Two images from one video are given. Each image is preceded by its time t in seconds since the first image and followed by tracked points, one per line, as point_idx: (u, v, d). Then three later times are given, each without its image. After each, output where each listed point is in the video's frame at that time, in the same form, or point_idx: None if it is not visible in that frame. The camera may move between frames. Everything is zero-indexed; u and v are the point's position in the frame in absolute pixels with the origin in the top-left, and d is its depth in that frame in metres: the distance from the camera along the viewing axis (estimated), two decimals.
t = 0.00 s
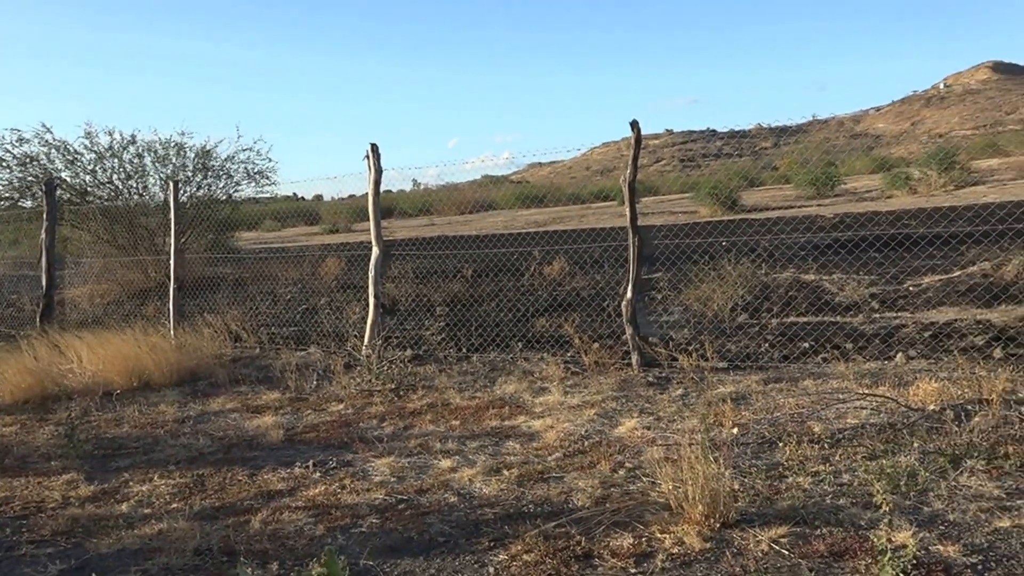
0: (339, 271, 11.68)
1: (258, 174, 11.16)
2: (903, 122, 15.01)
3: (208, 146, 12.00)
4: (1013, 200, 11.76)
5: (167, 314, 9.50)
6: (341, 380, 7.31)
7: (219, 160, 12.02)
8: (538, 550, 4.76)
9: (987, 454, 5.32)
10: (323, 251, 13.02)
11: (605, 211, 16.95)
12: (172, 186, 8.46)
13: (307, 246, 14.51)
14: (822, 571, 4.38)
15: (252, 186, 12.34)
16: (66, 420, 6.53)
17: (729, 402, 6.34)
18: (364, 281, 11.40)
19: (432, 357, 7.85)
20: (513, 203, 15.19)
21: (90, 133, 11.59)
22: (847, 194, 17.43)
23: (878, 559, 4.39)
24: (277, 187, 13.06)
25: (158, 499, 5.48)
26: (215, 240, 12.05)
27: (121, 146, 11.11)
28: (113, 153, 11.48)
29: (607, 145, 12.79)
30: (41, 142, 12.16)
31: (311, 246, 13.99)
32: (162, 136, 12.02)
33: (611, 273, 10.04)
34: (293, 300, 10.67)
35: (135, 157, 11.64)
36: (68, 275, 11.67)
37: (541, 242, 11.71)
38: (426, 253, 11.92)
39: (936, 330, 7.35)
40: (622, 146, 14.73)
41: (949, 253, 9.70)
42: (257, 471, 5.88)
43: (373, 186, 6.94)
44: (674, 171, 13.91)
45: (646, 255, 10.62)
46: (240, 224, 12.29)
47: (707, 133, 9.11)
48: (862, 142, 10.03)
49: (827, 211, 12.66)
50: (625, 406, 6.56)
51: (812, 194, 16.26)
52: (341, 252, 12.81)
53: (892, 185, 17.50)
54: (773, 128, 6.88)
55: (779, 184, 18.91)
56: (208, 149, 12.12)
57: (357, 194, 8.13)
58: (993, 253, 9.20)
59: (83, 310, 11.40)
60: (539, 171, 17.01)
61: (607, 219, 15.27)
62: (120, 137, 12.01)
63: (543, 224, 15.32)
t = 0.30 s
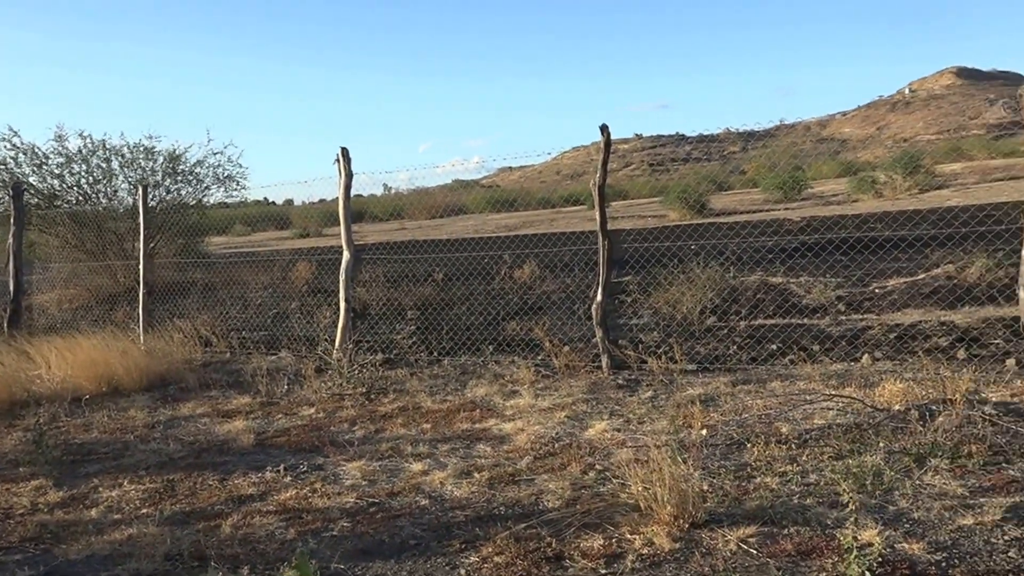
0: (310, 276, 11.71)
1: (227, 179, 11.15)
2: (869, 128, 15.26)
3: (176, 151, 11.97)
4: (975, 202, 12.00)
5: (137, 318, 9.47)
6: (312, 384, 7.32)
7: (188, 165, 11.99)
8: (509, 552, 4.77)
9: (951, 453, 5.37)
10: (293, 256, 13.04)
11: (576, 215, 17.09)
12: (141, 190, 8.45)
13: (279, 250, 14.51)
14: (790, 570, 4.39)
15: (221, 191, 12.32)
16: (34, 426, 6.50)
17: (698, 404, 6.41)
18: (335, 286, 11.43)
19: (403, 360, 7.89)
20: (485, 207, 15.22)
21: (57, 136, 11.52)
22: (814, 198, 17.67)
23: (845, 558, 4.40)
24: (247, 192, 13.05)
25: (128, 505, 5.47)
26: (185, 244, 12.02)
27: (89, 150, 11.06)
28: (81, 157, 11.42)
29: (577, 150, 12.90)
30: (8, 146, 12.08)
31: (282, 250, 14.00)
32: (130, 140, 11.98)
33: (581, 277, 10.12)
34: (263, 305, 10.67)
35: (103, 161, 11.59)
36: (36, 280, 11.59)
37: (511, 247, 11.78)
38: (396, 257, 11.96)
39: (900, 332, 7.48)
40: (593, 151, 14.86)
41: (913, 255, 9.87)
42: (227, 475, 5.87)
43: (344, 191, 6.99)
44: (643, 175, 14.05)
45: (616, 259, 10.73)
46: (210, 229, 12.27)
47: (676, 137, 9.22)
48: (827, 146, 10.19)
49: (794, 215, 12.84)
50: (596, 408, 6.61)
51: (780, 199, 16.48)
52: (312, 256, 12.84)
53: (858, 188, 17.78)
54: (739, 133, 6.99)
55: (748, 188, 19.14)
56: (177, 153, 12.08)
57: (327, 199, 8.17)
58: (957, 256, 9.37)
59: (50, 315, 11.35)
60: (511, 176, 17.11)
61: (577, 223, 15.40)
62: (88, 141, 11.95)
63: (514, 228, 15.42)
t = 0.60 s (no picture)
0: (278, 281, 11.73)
1: (194, 184, 11.13)
2: (833, 132, 15.49)
3: (142, 156, 11.91)
4: (934, 205, 12.23)
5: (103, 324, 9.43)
6: (280, 389, 7.32)
7: (154, 170, 11.96)
8: (477, 554, 4.77)
9: (913, 451, 5.40)
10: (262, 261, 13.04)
11: (545, 219, 17.21)
12: (106, 195, 8.42)
13: (247, 255, 14.47)
14: (755, 570, 4.39)
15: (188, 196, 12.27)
16: None
17: (665, 406, 6.46)
18: (303, 291, 11.45)
19: (371, 364, 7.93)
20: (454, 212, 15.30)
21: (21, 141, 11.44)
22: (780, 202, 17.91)
23: (810, 556, 4.41)
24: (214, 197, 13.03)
25: (94, 511, 5.43)
26: (152, 249, 11.97)
27: (53, 155, 10.99)
28: (46, 161, 11.34)
29: (546, 155, 13.00)
30: None
31: (251, 255, 13.99)
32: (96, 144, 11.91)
33: (550, 280, 10.19)
34: (230, 310, 10.66)
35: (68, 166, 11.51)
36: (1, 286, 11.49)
37: (479, 251, 11.84)
38: (366, 261, 11.98)
39: (863, 333, 7.60)
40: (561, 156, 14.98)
41: (875, 257, 10.03)
42: (195, 481, 5.85)
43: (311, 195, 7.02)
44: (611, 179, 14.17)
45: (583, 262, 10.81)
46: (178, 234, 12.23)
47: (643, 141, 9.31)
48: (791, 150, 10.33)
49: (760, 218, 13.00)
50: (563, 411, 6.66)
51: (746, 202, 16.69)
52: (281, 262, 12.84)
53: (823, 192, 18.06)
54: (703, 137, 7.09)
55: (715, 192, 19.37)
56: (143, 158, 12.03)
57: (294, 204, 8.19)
58: (918, 258, 9.53)
59: (16, 321, 11.30)
60: (480, 180, 17.18)
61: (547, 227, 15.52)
62: (52, 145, 11.87)
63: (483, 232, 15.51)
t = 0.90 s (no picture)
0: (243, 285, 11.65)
1: (157, 187, 11.00)
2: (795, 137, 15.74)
3: (104, 159, 11.76)
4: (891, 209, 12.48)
5: (63, 329, 9.31)
6: (245, 394, 7.28)
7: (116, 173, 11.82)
8: (443, 557, 4.77)
9: (872, 451, 5.51)
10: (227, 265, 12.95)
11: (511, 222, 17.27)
12: (66, 199, 8.32)
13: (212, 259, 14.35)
14: (718, 569, 4.44)
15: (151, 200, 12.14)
16: None
17: (629, 408, 6.52)
18: (268, 295, 11.38)
19: (337, 368, 7.92)
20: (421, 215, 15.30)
21: None
22: (743, 206, 18.14)
23: (771, 555, 4.47)
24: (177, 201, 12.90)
25: (53, 519, 5.36)
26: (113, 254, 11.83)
27: (11, 158, 10.81)
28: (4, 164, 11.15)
29: (512, 159, 13.05)
30: None
31: (216, 260, 13.87)
32: (56, 147, 11.74)
33: (516, 284, 10.24)
34: (194, 314, 10.57)
35: (27, 169, 11.33)
36: None
37: (445, 254, 11.86)
38: (333, 265, 11.95)
39: (823, 335, 7.74)
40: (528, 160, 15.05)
41: (835, 260, 10.21)
42: (157, 487, 5.79)
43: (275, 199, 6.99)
44: (576, 183, 14.27)
45: (549, 266, 10.88)
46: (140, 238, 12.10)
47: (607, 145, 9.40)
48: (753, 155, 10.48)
49: (723, 222, 13.16)
50: (529, 414, 6.69)
51: (710, 206, 16.88)
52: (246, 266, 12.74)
53: (785, 196, 18.32)
54: (667, 142, 7.17)
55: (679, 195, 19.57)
56: (105, 161, 11.87)
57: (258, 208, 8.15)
58: (877, 261, 9.71)
59: None
60: (447, 183, 17.20)
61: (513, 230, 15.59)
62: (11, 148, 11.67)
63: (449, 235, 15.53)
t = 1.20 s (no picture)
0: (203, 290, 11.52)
1: (114, 190, 10.83)
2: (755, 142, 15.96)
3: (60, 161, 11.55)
4: (847, 212, 12.70)
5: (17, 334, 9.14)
6: (205, 399, 7.21)
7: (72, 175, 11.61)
8: (406, 562, 4.75)
9: (829, 450, 5.61)
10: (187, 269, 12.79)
11: (475, 225, 17.29)
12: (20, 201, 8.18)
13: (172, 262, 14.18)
14: (679, 569, 4.48)
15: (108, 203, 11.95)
16: None
17: (592, 410, 6.56)
18: (229, 299, 11.27)
19: (299, 372, 7.88)
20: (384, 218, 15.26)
21: None
22: (703, 210, 18.35)
23: (731, 554, 4.52)
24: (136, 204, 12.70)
25: (6, 529, 5.26)
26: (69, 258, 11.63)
27: None
28: None
29: (476, 163, 13.07)
30: None
31: (176, 264, 13.70)
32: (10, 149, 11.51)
33: (479, 287, 10.25)
34: (153, 319, 10.43)
35: None
36: None
37: (407, 257, 11.83)
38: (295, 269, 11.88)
39: (782, 336, 7.87)
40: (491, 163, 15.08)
41: (794, 262, 10.37)
42: (114, 494, 5.71)
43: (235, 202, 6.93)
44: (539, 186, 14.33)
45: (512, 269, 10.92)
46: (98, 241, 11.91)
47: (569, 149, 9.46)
48: (713, 159, 10.61)
49: (684, 225, 13.31)
50: (492, 417, 6.70)
51: (672, 209, 17.05)
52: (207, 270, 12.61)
53: (745, 199, 18.56)
54: (628, 146, 7.24)
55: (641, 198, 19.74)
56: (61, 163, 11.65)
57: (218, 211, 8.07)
58: (834, 263, 9.89)
59: None
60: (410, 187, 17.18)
61: (477, 233, 15.62)
62: None
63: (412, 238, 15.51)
